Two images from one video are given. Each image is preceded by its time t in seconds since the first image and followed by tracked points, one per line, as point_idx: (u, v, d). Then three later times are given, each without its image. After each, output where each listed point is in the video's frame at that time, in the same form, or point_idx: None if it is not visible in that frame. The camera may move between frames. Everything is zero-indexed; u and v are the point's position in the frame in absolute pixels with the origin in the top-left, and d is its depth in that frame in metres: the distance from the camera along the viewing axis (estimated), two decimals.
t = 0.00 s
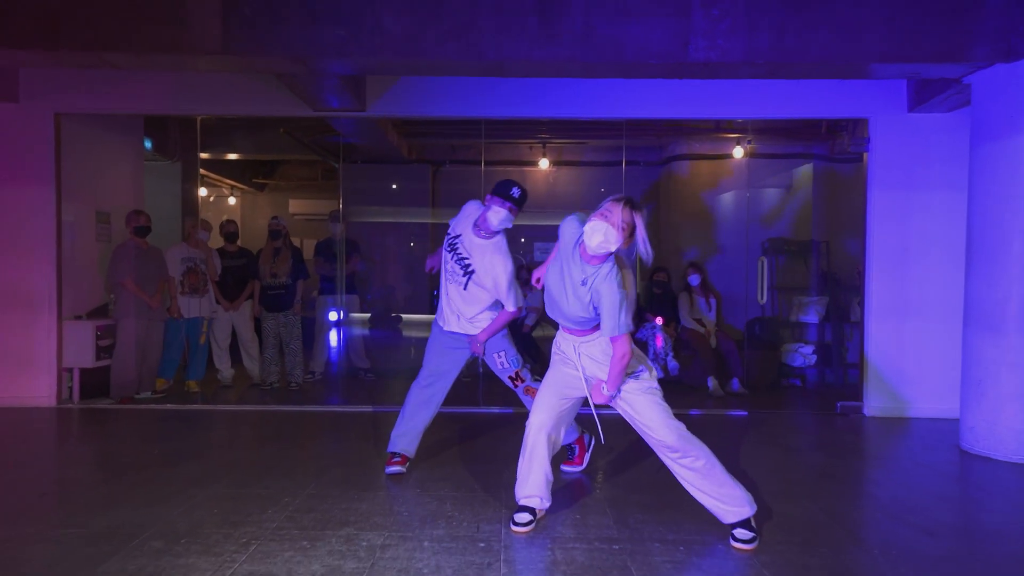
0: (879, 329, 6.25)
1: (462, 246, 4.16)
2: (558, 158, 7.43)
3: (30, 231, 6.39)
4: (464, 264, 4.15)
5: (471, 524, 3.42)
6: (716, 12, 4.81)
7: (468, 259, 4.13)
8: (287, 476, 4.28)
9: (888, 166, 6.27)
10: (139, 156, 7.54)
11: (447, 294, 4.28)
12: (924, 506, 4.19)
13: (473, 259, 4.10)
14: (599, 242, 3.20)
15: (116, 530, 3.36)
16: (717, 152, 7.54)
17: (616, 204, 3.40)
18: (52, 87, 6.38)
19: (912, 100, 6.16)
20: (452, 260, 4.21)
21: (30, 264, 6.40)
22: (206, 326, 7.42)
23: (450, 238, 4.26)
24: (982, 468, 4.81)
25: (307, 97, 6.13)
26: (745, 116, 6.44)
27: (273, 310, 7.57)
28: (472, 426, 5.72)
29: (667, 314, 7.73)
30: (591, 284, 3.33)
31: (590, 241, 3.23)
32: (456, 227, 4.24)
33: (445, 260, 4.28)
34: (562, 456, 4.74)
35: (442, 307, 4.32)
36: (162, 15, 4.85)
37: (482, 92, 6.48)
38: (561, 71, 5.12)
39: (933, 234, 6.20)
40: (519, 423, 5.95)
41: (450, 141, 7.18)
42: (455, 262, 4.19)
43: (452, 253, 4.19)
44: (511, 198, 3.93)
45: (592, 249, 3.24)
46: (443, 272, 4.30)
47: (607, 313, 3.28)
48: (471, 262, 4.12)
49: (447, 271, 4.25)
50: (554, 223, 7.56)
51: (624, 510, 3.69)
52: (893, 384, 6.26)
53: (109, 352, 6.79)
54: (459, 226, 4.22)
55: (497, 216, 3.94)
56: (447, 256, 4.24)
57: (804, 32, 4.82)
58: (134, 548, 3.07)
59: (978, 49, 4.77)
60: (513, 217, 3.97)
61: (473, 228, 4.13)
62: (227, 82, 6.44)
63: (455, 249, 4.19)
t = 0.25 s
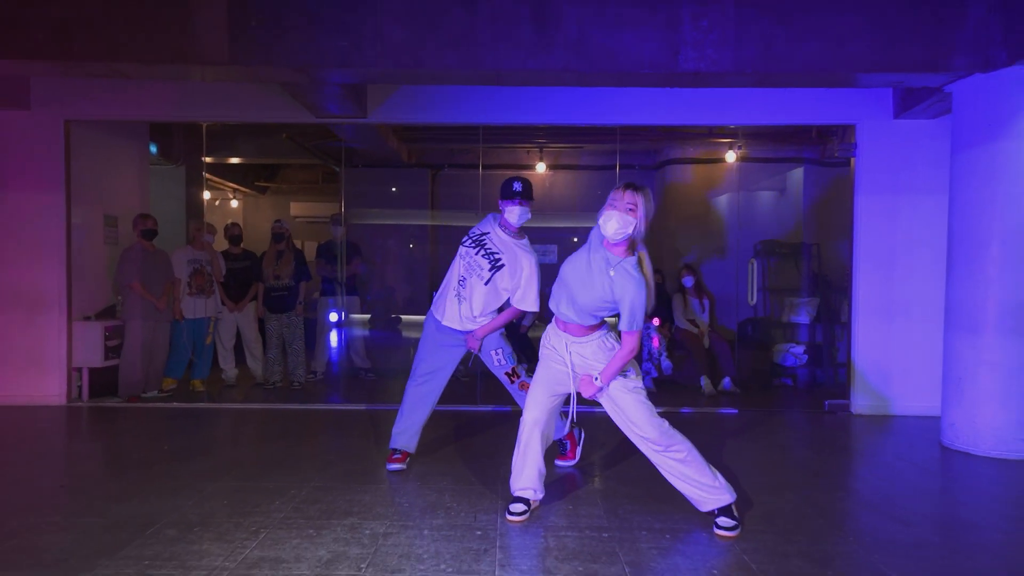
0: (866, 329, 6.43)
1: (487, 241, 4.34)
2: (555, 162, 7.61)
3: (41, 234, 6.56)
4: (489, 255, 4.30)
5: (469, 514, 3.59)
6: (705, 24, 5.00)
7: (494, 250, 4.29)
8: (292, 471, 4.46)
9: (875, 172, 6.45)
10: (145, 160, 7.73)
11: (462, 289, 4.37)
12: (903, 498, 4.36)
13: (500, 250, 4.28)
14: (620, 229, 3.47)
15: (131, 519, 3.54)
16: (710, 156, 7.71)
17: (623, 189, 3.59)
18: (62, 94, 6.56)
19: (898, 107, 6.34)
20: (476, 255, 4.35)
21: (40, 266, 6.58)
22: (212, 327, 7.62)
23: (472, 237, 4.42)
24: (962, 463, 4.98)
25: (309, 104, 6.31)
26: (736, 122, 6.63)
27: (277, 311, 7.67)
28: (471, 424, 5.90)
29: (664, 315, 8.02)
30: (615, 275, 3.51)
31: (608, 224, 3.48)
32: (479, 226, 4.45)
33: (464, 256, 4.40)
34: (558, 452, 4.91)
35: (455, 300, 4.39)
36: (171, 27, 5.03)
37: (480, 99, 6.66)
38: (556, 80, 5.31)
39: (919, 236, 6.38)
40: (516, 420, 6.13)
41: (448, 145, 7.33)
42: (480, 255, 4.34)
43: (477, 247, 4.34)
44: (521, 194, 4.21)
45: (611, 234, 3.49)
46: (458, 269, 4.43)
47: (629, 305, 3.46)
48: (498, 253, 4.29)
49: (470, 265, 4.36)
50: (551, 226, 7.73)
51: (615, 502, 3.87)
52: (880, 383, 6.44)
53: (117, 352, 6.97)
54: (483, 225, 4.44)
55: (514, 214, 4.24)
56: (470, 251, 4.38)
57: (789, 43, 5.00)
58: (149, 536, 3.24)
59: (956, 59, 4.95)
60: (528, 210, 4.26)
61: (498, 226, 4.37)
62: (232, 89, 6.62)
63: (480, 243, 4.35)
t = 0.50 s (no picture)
0: (853, 328, 6.61)
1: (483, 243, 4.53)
2: (551, 165, 7.79)
3: (49, 237, 6.74)
4: (486, 254, 4.49)
5: (464, 504, 3.78)
6: (693, 34, 5.18)
7: (489, 247, 4.49)
8: (295, 464, 4.64)
9: (861, 176, 6.62)
10: (150, 164, 7.90)
11: (475, 295, 4.51)
12: (883, 491, 4.53)
13: (493, 245, 4.49)
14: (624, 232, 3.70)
15: (142, 509, 3.71)
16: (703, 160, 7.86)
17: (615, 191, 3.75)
18: (70, 100, 6.73)
19: (883, 113, 6.52)
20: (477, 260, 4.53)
21: (49, 267, 6.75)
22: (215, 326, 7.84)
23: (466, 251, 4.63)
24: (942, 458, 5.15)
25: (311, 110, 6.48)
26: (727, 127, 6.80)
27: (278, 312, 7.95)
28: (467, 421, 6.08)
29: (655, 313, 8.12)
30: (643, 261, 3.72)
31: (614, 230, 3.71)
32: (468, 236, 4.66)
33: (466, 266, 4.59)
34: (551, 447, 5.09)
35: (471, 307, 4.52)
36: (178, 37, 5.21)
37: (477, 105, 6.84)
38: (550, 88, 5.49)
39: (904, 239, 6.56)
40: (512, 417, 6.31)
41: (446, 149, 7.50)
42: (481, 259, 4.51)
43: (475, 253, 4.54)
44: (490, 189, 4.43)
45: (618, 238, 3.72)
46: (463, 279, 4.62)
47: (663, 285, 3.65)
48: (493, 248, 4.49)
49: (473, 272, 4.53)
50: (547, 228, 7.93)
51: (604, 493, 4.05)
52: (865, 381, 6.61)
53: (122, 352, 7.15)
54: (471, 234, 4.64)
55: (487, 211, 4.45)
56: (470, 262, 4.57)
57: (774, 52, 5.19)
58: (160, 524, 3.41)
59: (935, 68, 5.13)
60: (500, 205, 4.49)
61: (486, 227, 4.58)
62: (235, 95, 6.80)
63: (475, 251, 4.55)
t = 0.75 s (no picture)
0: (844, 327, 6.76)
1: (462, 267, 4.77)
2: (549, 166, 7.97)
3: (57, 237, 6.89)
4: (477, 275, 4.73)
5: (463, 495, 3.93)
6: (685, 40, 5.34)
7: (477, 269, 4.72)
8: (299, 458, 4.80)
9: (851, 178, 6.77)
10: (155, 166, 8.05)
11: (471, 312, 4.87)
12: (868, 482, 4.69)
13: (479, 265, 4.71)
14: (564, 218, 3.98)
15: (154, 497, 3.87)
16: (697, 162, 7.98)
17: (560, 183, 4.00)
18: (78, 103, 6.88)
19: (873, 116, 6.67)
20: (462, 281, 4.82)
21: (57, 267, 6.90)
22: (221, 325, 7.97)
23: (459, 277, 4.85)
24: (928, 452, 5.30)
25: (313, 113, 6.63)
26: (720, 130, 6.96)
27: (281, 310, 7.98)
28: (467, 417, 6.23)
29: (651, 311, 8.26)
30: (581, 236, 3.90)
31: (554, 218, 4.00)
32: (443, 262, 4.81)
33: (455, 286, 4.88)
34: (548, 442, 5.24)
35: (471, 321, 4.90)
36: (185, 43, 5.36)
37: (475, 108, 6.99)
38: (547, 92, 5.64)
39: (893, 239, 6.71)
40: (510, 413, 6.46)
41: (446, 151, 7.64)
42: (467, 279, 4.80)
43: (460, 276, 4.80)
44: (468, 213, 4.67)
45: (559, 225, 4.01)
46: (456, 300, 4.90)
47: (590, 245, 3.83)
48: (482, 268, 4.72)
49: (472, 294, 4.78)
50: (544, 228, 8.11)
51: (599, 486, 4.20)
52: (855, 378, 6.77)
53: (129, 349, 7.30)
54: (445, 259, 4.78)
55: (468, 234, 4.68)
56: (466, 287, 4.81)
57: (764, 58, 5.34)
58: (172, 512, 3.56)
59: (921, 73, 5.29)
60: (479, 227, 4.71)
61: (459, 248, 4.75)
62: (239, 98, 6.95)
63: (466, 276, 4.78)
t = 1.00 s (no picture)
0: (839, 325, 6.84)
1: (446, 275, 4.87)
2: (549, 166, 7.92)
3: (63, 236, 6.98)
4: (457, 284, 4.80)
5: (465, 488, 4.02)
6: (683, 42, 5.41)
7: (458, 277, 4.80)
8: (303, 453, 4.89)
9: (847, 177, 6.85)
10: (159, 165, 8.14)
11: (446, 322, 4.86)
12: (863, 477, 4.78)
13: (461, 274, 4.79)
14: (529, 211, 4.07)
15: (162, 491, 3.95)
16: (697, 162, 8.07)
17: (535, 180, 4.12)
18: (84, 103, 6.97)
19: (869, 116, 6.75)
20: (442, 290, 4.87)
21: (63, 266, 6.99)
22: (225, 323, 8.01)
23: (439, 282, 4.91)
24: (921, 447, 5.39)
25: (316, 114, 6.71)
26: (719, 131, 7.05)
27: (283, 308, 8.17)
28: (468, 414, 6.31)
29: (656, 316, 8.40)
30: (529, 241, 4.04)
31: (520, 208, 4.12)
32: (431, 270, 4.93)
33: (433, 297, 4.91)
34: (548, 438, 5.32)
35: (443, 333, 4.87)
36: (190, 44, 5.44)
37: (477, 108, 7.07)
38: (546, 93, 5.72)
39: (889, 238, 6.79)
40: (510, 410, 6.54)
41: (447, 151, 7.70)
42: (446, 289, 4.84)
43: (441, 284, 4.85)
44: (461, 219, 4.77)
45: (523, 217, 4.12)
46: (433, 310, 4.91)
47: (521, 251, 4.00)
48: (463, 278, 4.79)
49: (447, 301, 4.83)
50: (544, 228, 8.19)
51: (597, 480, 4.28)
52: (851, 375, 6.85)
53: (134, 347, 7.39)
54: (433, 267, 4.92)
55: (456, 238, 4.81)
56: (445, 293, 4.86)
57: (761, 60, 5.42)
58: (179, 505, 3.65)
59: (916, 75, 5.36)
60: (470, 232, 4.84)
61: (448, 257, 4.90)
62: (243, 99, 7.03)
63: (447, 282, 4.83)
